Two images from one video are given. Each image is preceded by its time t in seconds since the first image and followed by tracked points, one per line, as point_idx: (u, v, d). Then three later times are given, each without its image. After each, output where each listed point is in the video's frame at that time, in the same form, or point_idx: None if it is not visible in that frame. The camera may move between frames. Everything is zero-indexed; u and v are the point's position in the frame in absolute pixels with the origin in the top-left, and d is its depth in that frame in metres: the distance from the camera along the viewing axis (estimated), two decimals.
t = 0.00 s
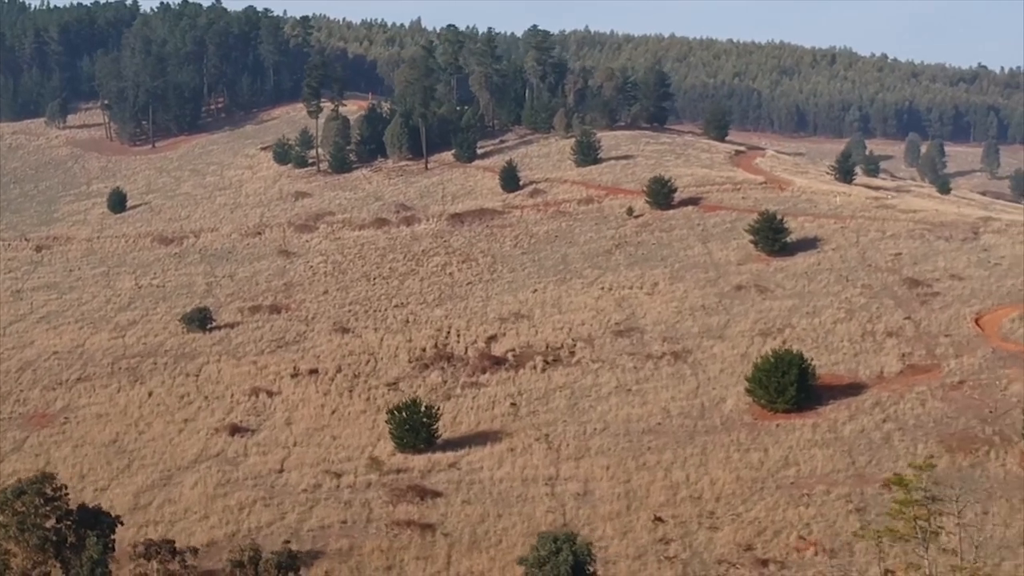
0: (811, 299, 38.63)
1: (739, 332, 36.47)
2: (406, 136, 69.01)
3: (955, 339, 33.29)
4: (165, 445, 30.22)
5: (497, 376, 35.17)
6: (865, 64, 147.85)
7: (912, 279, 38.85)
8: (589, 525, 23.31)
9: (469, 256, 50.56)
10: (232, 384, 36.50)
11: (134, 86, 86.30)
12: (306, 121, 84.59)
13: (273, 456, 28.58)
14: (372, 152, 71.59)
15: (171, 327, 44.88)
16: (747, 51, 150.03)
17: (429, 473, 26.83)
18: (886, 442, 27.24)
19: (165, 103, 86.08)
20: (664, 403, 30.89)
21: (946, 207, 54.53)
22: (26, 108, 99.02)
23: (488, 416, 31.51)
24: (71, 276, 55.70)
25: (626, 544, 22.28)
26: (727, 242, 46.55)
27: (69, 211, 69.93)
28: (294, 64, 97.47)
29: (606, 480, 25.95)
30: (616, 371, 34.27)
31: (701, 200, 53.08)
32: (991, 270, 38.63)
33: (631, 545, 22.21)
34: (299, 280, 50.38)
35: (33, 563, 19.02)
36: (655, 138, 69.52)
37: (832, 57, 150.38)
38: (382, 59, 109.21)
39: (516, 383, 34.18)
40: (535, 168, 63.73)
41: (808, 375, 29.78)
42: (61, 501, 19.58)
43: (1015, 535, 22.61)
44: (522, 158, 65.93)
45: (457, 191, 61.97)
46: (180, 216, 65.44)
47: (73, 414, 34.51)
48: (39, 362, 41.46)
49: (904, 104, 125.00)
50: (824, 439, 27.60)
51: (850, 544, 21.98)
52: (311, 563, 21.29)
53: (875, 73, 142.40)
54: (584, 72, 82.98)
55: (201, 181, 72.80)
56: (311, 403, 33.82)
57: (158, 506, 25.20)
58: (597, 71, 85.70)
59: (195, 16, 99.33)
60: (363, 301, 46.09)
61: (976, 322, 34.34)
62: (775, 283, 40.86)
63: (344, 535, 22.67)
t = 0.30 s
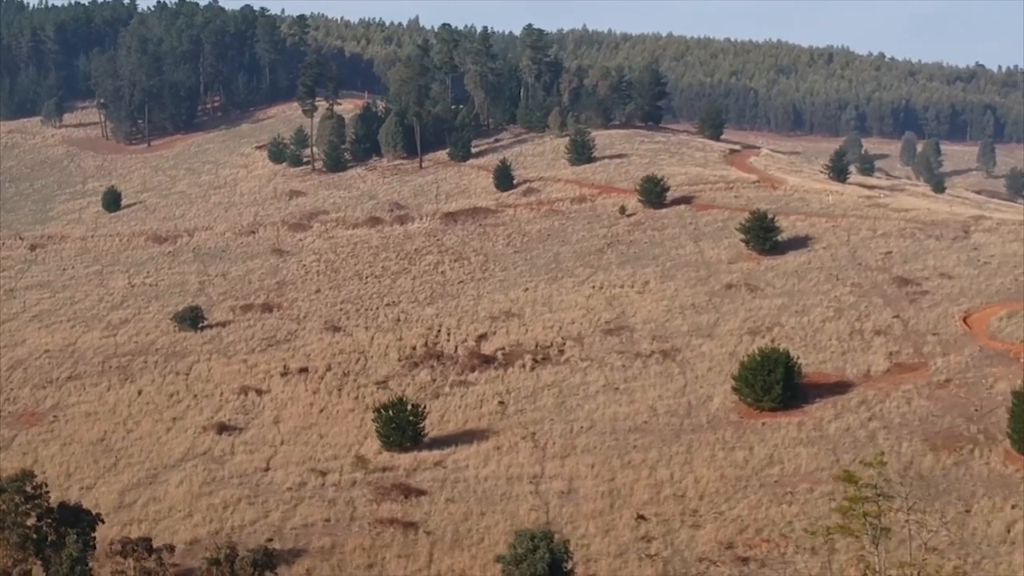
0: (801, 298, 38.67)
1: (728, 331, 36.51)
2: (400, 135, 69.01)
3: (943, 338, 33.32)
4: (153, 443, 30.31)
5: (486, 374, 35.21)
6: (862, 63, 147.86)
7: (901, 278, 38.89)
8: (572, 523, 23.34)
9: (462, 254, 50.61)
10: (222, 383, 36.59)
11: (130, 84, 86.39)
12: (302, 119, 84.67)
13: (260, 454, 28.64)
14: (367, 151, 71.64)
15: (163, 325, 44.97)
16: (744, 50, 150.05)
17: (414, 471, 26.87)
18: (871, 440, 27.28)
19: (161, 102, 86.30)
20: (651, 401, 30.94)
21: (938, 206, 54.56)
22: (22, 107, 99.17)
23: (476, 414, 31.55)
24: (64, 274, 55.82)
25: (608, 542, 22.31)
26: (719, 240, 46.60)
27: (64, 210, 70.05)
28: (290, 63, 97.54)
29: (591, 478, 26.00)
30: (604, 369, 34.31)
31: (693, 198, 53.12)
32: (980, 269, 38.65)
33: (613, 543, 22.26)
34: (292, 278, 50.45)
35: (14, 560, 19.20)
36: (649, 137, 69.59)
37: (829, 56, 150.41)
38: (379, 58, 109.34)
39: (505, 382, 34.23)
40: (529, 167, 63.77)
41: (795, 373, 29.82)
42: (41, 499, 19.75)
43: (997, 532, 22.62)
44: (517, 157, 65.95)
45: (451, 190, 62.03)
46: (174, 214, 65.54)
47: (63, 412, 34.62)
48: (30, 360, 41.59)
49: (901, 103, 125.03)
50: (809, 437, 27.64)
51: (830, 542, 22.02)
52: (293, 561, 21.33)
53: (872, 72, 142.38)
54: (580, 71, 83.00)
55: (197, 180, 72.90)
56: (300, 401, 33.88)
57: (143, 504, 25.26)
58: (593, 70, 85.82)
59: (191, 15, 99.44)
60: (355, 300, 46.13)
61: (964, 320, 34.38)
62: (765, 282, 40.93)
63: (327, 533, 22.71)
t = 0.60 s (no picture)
0: (791, 297, 38.68)
1: (718, 329, 36.55)
2: (395, 134, 69.01)
3: (931, 337, 33.35)
4: (140, 442, 30.39)
5: (475, 373, 35.24)
6: (860, 62, 147.86)
7: (891, 277, 38.91)
8: (555, 522, 23.37)
9: (455, 253, 50.65)
10: (212, 382, 36.66)
11: (126, 84, 86.48)
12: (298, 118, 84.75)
13: (247, 453, 28.69)
14: (362, 150, 71.67)
15: (155, 324, 45.05)
16: (741, 49, 150.08)
17: (400, 470, 26.89)
18: (856, 439, 27.33)
19: (157, 100, 86.05)
20: (638, 400, 30.98)
21: (931, 205, 54.57)
22: (19, 106, 99.29)
23: (464, 413, 31.59)
24: (58, 273, 55.94)
25: (590, 540, 22.34)
26: (711, 239, 46.63)
27: (60, 209, 70.16)
28: (287, 63, 96.96)
29: (575, 477, 26.04)
30: (593, 368, 34.32)
31: (686, 198, 53.16)
32: (969, 267, 38.69)
33: (595, 542, 22.28)
34: (284, 277, 50.52)
35: None
36: (644, 136, 69.60)
37: (827, 55, 150.38)
38: (376, 57, 109.42)
39: (493, 381, 34.26)
40: (524, 166, 63.81)
41: (781, 372, 29.82)
42: (23, 498, 19.92)
43: (979, 531, 22.60)
44: (511, 156, 65.96)
45: (445, 189, 62.08)
46: (169, 213, 65.64)
47: (52, 411, 34.71)
48: (22, 360, 41.69)
49: (897, 102, 125.04)
50: (795, 436, 27.67)
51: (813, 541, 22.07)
52: (274, 561, 21.36)
53: (869, 71, 142.33)
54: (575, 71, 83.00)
55: (192, 179, 72.99)
56: (289, 400, 33.92)
57: (128, 503, 25.33)
58: (588, 68, 85.85)
59: (188, 14, 99.47)
60: (347, 299, 46.18)
61: (952, 319, 34.40)
62: (755, 281, 40.98)
63: (310, 533, 22.75)
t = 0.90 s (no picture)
0: (780, 296, 38.71)
1: (706, 329, 36.57)
2: (389, 133, 69.00)
3: (918, 336, 33.37)
4: (127, 442, 30.43)
5: (463, 373, 35.26)
6: (856, 61, 147.83)
7: (880, 276, 38.94)
8: (537, 521, 23.41)
9: (446, 253, 50.64)
10: (200, 381, 36.67)
11: (121, 83, 86.56)
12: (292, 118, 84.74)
13: (233, 452, 28.71)
14: (356, 150, 71.64)
15: (146, 324, 45.07)
16: (738, 48, 150.07)
17: (385, 469, 26.91)
18: (840, 437, 27.37)
19: (152, 100, 86.22)
20: (625, 400, 30.99)
21: (923, 204, 54.57)
22: (14, 106, 99.30)
23: (451, 412, 31.62)
24: (51, 273, 55.97)
25: (571, 539, 22.38)
26: (702, 238, 46.67)
27: (54, 208, 70.16)
28: (283, 62, 96.93)
29: (559, 476, 26.07)
30: (581, 367, 34.33)
31: (678, 197, 53.21)
32: (958, 267, 38.70)
33: (576, 540, 22.32)
34: (276, 277, 50.51)
35: None
36: (638, 135, 69.58)
37: (823, 54, 150.39)
38: (371, 57, 109.40)
39: (481, 380, 34.28)
40: (517, 165, 63.79)
41: (767, 371, 29.84)
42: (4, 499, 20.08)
43: (961, 530, 22.58)
44: (505, 155, 65.99)
45: (438, 188, 62.07)
46: (163, 213, 65.64)
47: (41, 411, 34.79)
48: (12, 359, 41.73)
49: (893, 101, 125.02)
50: (780, 435, 27.71)
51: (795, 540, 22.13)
52: (256, 559, 21.41)
53: (865, 70, 142.31)
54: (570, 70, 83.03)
55: (186, 178, 72.98)
56: (277, 399, 33.94)
57: (112, 502, 25.38)
58: (583, 68, 85.83)
59: (184, 13, 99.40)
60: (338, 299, 46.15)
61: (940, 318, 34.42)
62: (745, 280, 40.99)
63: (292, 531, 22.79)
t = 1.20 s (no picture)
0: (768, 295, 38.76)
1: (694, 328, 36.60)
2: (382, 133, 69.02)
3: (904, 335, 33.42)
4: (113, 441, 30.47)
5: (451, 372, 35.30)
6: (852, 60, 147.88)
7: (868, 275, 39.00)
8: (519, 520, 23.44)
9: (437, 252, 50.63)
10: (188, 381, 36.68)
11: (115, 83, 86.59)
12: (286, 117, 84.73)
13: (218, 452, 28.75)
14: (349, 149, 71.60)
15: (136, 323, 45.07)
16: (734, 47, 150.09)
17: (369, 469, 26.93)
18: (824, 436, 27.42)
19: (147, 100, 86.28)
20: (611, 399, 31.01)
21: (914, 203, 54.64)
22: (9, 106, 99.30)
23: (437, 411, 31.65)
24: (43, 273, 55.97)
25: (552, 538, 22.41)
26: (692, 238, 46.72)
27: (47, 208, 70.12)
28: (276, 61, 97.77)
29: (543, 475, 26.11)
30: (568, 367, 34.37)
31: (669, 196, 53.25)
32: (946, 266, 38.73)
33: (556, 539, 22.35)
34: (267, 277, 50.50)
35: None
36: (631, 134, 69.57)
37: (819, 53, 150.47)
38: (366, 56, 109.44)
39: (468, 379, 34.30)
40: (510, 165, 63.77)
41: (752, 370, 29.89)
42: None
43: (941, 528, 22.59)
44: (498, 154, 66.02)
45: (430, 188, 62.06)
46: (155, 213, 65.62)
47: (28, 410, 34.82)
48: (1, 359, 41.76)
49: (888, 100, 125.07)
50: (764, 434, 27.76)
51: (774, 540, 22.17)
52: (236, 559, 21.43)
53: (861, 70, 142.41)
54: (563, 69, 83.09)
55: (179, 178, 72.95)
56: (264, 399, 33.96)
57: (96, 502, 25.42)
58: (577, 67, 85.83)
59: (179, 13, 99.32)
60: (328, 298, 46.14)
61: (926, 318, 34.45)
62: (734, 279, 41.01)
63: (274, 531, 22.83)
